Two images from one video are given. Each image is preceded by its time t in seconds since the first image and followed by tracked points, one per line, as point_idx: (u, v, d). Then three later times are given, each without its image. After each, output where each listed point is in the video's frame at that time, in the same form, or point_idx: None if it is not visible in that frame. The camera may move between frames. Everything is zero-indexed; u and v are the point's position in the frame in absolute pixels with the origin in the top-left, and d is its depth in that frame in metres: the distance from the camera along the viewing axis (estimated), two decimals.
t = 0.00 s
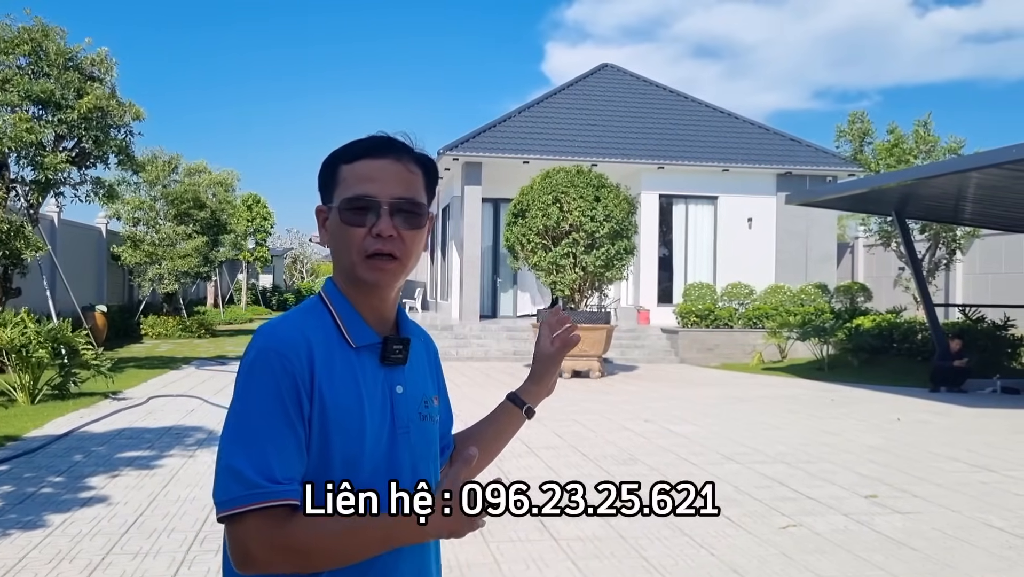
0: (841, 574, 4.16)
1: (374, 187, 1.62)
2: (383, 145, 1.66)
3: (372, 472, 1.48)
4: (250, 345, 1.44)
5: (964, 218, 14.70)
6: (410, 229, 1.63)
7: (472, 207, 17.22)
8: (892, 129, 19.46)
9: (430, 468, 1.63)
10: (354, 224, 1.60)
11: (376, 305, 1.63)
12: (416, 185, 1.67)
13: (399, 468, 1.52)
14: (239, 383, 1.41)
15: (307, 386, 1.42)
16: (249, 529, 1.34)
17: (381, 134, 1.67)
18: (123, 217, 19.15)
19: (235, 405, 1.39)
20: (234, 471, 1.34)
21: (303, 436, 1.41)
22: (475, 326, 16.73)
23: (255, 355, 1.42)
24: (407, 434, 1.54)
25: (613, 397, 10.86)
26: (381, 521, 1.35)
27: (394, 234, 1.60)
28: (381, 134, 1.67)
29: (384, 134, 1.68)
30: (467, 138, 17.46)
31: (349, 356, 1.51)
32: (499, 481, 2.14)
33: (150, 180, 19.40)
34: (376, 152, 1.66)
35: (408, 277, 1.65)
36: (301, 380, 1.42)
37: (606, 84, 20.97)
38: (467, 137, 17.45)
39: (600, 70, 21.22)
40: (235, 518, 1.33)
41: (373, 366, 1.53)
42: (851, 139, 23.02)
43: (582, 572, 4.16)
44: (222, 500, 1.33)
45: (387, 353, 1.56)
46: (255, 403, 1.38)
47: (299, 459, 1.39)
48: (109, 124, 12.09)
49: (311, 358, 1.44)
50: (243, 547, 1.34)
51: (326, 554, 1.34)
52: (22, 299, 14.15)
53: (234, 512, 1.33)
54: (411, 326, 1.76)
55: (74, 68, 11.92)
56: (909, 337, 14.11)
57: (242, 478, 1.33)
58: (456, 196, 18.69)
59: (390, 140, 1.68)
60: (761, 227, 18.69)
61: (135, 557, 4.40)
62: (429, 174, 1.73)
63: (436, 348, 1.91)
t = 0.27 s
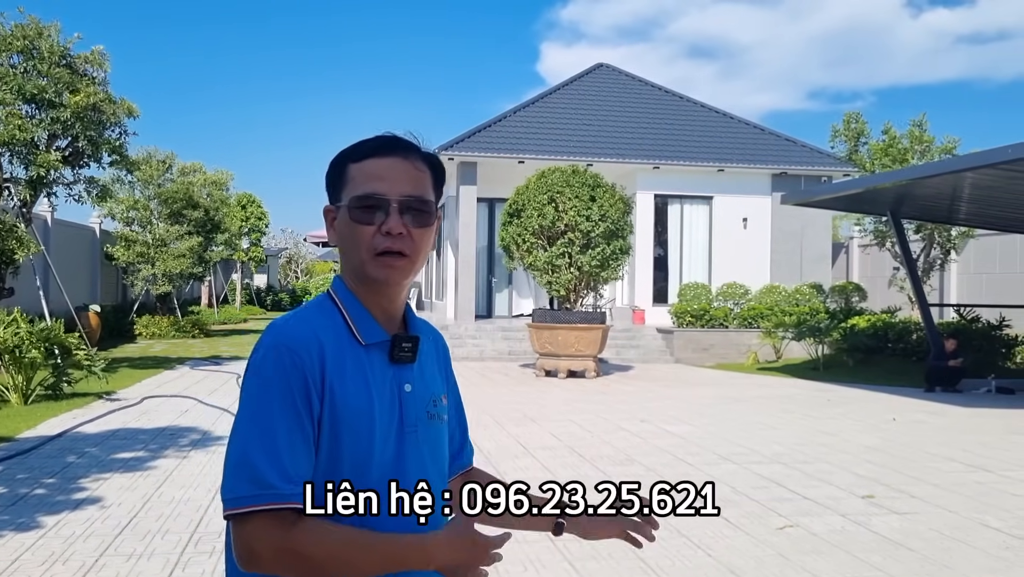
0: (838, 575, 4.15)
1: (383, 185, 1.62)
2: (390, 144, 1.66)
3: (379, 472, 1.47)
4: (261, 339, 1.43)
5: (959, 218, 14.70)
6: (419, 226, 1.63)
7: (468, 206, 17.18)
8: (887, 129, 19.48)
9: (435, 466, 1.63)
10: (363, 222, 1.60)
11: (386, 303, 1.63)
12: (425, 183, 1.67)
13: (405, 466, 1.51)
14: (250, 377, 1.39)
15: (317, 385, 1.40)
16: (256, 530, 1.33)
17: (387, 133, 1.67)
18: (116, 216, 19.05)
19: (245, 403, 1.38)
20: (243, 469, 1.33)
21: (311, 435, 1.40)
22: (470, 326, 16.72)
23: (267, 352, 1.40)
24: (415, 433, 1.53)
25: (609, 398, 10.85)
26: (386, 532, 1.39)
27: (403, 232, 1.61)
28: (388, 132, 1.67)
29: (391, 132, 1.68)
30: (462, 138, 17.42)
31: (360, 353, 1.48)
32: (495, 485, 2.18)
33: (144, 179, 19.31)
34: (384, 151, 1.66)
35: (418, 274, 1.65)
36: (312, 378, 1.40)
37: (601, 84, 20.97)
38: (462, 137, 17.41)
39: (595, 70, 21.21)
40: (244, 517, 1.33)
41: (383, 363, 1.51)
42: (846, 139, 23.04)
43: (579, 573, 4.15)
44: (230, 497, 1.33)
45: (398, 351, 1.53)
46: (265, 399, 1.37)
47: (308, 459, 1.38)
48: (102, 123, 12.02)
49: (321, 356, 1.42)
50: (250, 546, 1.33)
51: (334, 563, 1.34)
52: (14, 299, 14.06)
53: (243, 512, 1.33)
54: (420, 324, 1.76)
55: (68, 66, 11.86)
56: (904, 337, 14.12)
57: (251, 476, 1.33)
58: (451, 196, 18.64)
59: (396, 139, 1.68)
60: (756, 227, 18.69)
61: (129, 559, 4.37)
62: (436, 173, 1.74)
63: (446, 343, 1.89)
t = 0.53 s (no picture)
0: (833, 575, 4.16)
1: (412, 190, 1.67)
2: (422, 151, 1.72)
3: (383, 470, 1.50)
4: (280, 328, 1.48)
5: (951, 218, 14.75)
6: (444, 232, 1.68)
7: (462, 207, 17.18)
8: (880, 130, 19.54)
9: (443, 467, 1.65)
10: (389, 225, 1.65)
11: (407, 304, 1.67)
12: (452, 190, 1.72)
13: (411, 468, 1.54)
14: (263, 363, 1.45)
15: (325, 376, 1.45)
16: (247, 511, 1.38)
17: (419, 140, 1.73)
18: (109, 217, 19.01)
19: (257, 386, 1.43)
20: (244, 450, 1.39)
21: (314, 427, 1.44)
22: (465, 327, 16.71)
23: (282, 341, 1.46)
24: (423, 434, 1.56)
25: (604, 398, 10.86)
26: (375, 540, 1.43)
27: (429, 236, 1.65)
28: (420, 140, 1.73)
29: (422, 140, 1.74)
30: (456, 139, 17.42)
31: (373, 351, 1.52)
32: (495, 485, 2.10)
33: (137, 180, 19.26)
34: (415, 158, 1.72)
35: (441, 278, 1.70)
36: (322, 369, 1.45)
37: (595, 85, 20.99)
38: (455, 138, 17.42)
39: (589, 71, 21.23)
40: (237, 497, 1.39)
41: (397, 363, 1.55)
42: (840, 140, 23.11)
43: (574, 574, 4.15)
44: (228, 475, 1.39)
45: (412, 352, 1.57)
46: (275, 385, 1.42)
47: (309, 449, 1.43)
48: (94, 124, 11.99)
49: (332, 349, 1.47)
50: (239, 526, 1.39)
51: (317, 557, 1.38)
52: (6, 301, 14.02)
53: (236, 492, 1.38)
54: (442, 327, 1.79)
55: (60, 66, 11.82)
56: (897, 337, 14.16)
57: (251, 459, 1.38)
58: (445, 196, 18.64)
59: (428, 147, 1.74)
60: (750, 228, 18.73)
61: (122, 561, 4.35)
62: (465, 182, 1.79)
63: (472, 347, 1.92)
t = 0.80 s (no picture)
0: (827, 573, 4.18)
1: (460, 209, 1.71)
2: (469, 169, 1.76)
3: (381, 465, 1.59)
4: (288, 324, 1.59)
5: (947, 219, 14.79)
6: (479, 252, 1.74)
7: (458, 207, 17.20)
8: (876, 131, 19.58)
9: (445, 468, 1.73)
10: (428, 237, 1.69)
11: (429, 312, 1.72)
12: (489, 213, 1.78)
13: (409, 465, 1.62)
14: (270, 356, 1.56)
15: (326, 371, 1.55)
16: (247, 493, 1.49)
17: (466, 158, 1.77)
18: (105, 217, 19.00)
19: (263, 377, 1.54)
20: (246, 435, 1.49)
21: (315, 418, 1.53)
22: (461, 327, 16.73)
23: (287, 336, 1.56)
24: (423, 433, 1.63)
25: (600, 398, 10.88)
26: (368, 530, 1.52)
27: (469, 257, 1.71)
28: (467, 158, 1.77)
29: (468, 158, 1.78)
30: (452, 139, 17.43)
31: (378, 349, 1.61)
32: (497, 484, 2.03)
33: (133, 180, 19.26)
34: (461, 174, 1.75)
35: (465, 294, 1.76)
36: (323, 364, 1.55)
37: (592, 85, 21.02)
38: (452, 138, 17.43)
39: (586, 71, 21.25)
40: (238, 480, 1.49)
41: (401, 362, 1.63)
42: (835, 140, 23.15)
43: (570, 573, 4.16)
44: (231, 457, 1.49)
45: (418, 353, 1.65)
46: (278, 377, 1.52)
47: (307, 439, 1.52)
48: (90, 124, 11.97)
49: (335, 345, 1.57)
50: (239, 507, 1.49)
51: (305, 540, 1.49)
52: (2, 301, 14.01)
53: (237, 475, 1.48)
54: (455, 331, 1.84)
55: (56, 66, 11.80)
56: (892, 337, 14.20)
57: (252, 444, 1.49)
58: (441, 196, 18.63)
59: (472, 165, 1.78)
60: (746, 228, 18.76)
61: (119, 560, 4.36)
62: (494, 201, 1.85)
63: (488, 350, 1.97)
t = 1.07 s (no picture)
0: (826, 572, 4.19)
1: (465, 218, 1.73)
2: (475, 179, 1.78)
3: (376, 463, 1.60)
4: (284, 325, 1.61)
5: (944, 219, 14.81)
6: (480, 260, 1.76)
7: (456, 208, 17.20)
8: (874, 131, 19.60)
9: (442, 467, 1.74)
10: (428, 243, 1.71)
11: (428, 316, 1.73)
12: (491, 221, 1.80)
13: (403, 464, 1.63)
14: (266, 356, 1.58)
15: (320, 370, 1.57)
16: (246, 489, 1.51)
17: (472, 168, 1.79)
18: (104, 217, 19.00)
19: (259, 376, 1.56)
20: (244, 433, 1.52)
21: (310, 417, 1.55)
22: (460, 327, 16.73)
23: (283, 337, 1.58)
24: (417, 432, 1.63)
25: (599, 398, 10.88)
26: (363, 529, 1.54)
27: (471, 264, 1.73)
28: (473, 168, 1.79)
29: (474, 168, 1.80)
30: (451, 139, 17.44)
31: (372, 349, 1.62)
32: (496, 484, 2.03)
33: (132, 180, 19.26)
34: (466, 182, 1.77)
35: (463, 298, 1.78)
36: (317, 364, 1.56)
37: (590, 86, 21.03)
38: (450, 138, 17.44)
39: (584, 72, 21.26)
40: (238, 476, 1.52)
41: (395, 361, 1.64)
42: (834, 141, 23.17)
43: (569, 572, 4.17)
44: (231, 455, 1.52)
45: (413, 354, 1.66)
46: (274, 377, 1.55)
47: (303, 438, 1.54)
48: (87, 124, 11.97)
49: (329, 345, 1.58)
50: (239, 503, 1.52)
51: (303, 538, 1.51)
52: None
53: (236, 471, 1.51)
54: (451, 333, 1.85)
55: (53, 67, 11.80)
56: (890, 338, 14.22)
57: (249, 442, 1.51)
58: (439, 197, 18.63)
59: (478, 175, 1.80)
60: (744, 229, 18.78)
61: (119, 560, 4.36)
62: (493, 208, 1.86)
63: (487, 348, 1.97)
